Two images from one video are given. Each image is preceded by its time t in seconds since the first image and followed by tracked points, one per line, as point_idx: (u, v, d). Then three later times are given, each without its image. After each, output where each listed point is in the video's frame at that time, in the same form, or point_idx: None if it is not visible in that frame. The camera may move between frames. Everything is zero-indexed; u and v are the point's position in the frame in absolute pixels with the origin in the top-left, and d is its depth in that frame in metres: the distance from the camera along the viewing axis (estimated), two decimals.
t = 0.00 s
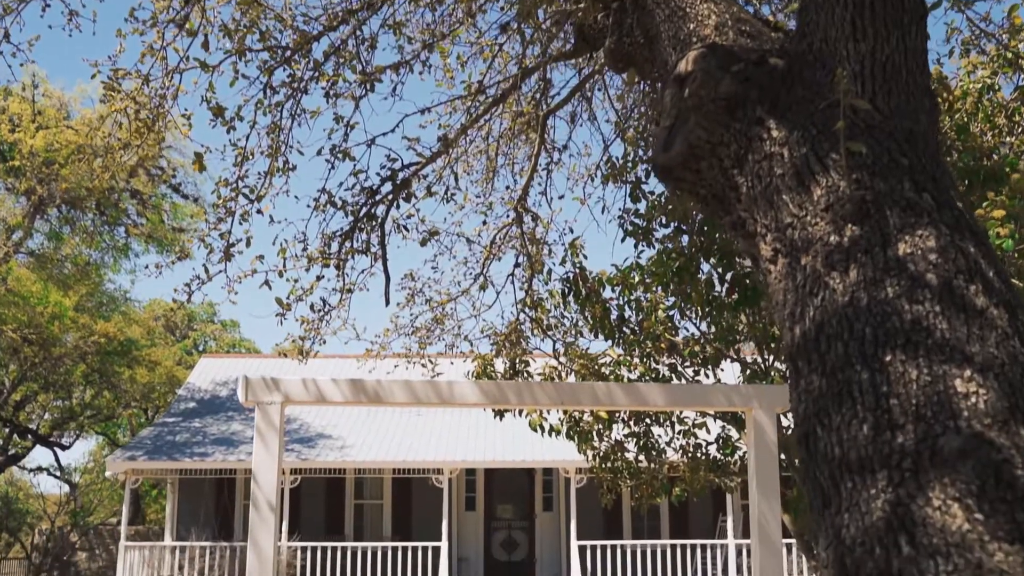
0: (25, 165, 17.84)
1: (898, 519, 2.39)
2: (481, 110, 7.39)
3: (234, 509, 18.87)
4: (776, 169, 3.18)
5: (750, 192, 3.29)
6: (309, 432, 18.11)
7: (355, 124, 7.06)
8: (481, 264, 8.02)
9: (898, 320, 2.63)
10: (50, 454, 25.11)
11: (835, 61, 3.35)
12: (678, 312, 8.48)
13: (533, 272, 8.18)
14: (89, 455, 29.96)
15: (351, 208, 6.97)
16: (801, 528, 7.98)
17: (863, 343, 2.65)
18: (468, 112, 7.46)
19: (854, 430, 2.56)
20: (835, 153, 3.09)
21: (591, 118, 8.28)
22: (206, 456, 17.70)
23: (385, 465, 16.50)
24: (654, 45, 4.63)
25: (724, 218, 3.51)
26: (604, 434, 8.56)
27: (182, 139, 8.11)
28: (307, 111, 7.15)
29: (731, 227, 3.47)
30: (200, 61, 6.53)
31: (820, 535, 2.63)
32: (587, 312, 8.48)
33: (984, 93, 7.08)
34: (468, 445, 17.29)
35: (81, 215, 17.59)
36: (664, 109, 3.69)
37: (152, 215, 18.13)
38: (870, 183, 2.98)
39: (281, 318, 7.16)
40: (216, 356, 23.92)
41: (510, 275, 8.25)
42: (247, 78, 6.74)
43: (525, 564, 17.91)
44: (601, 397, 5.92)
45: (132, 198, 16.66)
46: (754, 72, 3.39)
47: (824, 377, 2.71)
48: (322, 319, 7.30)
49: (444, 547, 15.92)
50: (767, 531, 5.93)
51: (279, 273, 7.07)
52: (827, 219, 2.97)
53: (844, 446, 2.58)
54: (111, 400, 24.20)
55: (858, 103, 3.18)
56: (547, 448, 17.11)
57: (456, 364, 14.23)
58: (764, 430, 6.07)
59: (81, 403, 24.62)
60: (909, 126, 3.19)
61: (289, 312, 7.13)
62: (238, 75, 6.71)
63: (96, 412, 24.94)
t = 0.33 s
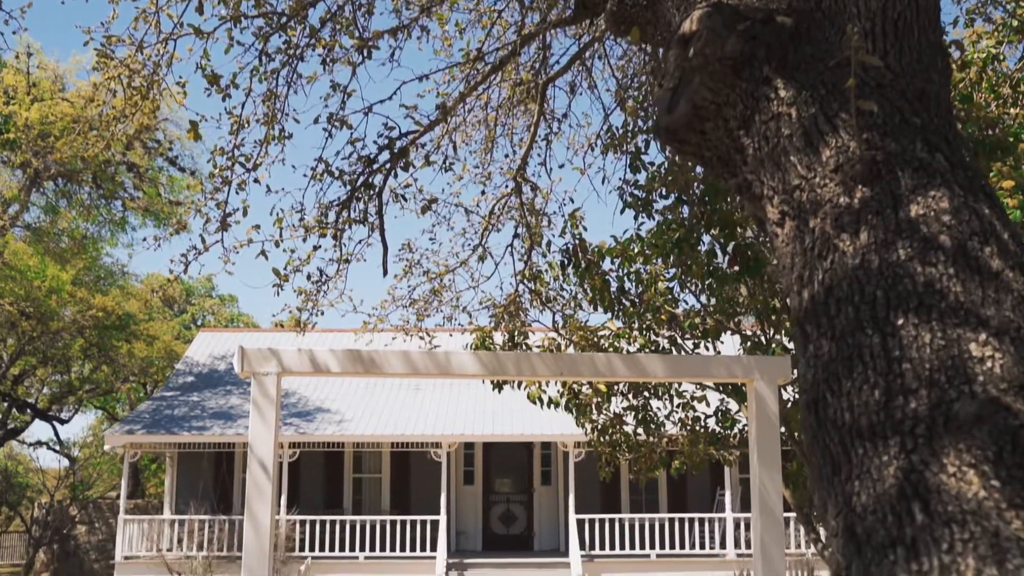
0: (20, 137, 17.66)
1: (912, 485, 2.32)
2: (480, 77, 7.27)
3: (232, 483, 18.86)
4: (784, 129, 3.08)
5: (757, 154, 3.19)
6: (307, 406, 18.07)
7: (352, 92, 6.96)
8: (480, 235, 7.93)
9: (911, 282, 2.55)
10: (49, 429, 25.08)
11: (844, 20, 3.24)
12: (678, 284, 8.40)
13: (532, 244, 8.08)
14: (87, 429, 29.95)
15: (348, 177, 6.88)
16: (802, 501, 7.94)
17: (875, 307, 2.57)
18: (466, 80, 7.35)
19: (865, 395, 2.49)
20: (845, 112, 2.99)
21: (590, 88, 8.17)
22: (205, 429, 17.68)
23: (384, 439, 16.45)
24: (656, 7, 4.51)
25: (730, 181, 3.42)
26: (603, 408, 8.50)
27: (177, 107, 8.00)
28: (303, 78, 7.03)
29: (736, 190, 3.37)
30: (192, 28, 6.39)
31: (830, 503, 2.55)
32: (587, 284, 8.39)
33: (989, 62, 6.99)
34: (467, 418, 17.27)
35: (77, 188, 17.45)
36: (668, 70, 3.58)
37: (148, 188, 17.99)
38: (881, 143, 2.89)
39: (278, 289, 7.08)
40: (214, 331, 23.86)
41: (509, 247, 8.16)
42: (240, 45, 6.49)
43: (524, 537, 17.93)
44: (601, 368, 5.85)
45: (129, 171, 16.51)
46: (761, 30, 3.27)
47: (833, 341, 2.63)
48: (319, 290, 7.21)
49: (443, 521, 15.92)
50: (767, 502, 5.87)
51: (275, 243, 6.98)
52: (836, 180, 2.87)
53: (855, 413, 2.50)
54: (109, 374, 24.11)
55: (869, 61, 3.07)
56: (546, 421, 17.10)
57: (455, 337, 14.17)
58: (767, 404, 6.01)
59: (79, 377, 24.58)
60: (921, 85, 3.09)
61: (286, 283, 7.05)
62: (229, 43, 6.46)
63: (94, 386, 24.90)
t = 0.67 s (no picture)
0: (15, 110, 17.44)
1: (926, 451, 2.25)
2: (479, 45, 7.15)
3: (231, 458, 18.85)
4: (792, 90, 2.97)
5: (764, 115, 3.09)
6: (306, 381, 18.02)
7: (349, 62, 6.89)
8: (479, 206, 7.84)
9: (924, 245, 2.46)
10: (47, 404, 25.03)
11: None
12: (678, 257, 8.31)
13: (531, 218, 7.99)
14: (86, 404, 29.94)
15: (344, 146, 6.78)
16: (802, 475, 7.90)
17: (887, 269, 2.48)
18: (466, 48, 7.23)
19: (877, 359, 2.41)
20: (856, 71, 2.88)
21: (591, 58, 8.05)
22: (203, 404, 17.64)
23: (382, 415, 16.41)
24: None
25: (736, 144, 3.32)
26: (602, 382, 8.43)
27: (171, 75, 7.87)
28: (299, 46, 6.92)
29: (742, 152, 3.28)
30: None
31: (840, 470, 2.49)
32: (587, 257, 8.31)
33: (995, 33, 6.92)
34: (466, 393, 17.24)
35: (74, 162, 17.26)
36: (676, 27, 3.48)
37: (145, 162, 17.82)
38: (894, 103, 2.79)
39: (276, 260, 7.00)
40: (211, 306, 23.78)
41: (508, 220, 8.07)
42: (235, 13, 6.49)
43: (522, 512, 17.94)
44: (601, 339, 5.78)
45: (126, 144, 16.33)
46: None
47: (844, 305, 2.54)
48: (316, 262, 7.13)
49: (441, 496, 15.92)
50: (768, 475, 5.80)
51: (271, 213, 6.89)
52: (846, 141, 2.78)
53: (866, 377, 2.43)
54: (107, 350, 24.06)
55: (881, 19, 2.95)
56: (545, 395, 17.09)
57: (455, 311, 14.11)
58: (769, 374, 5.94)
59: (77, 352, 24.51)
60: (935, 43, 2.97)
61: (284, 254, 6.96)
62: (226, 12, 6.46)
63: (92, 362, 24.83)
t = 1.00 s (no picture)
0: (10, 85, 17.26)
1: (943, 417, 2.20)
2: (478, 13, 7.03)
3: (229, 434, 18.82)
4: (802, 49, 2.87)
5: (773, 76, 3.00)
6: (304, 358, 17.96)
7: (346, 31, 6.78)
8: (478, 179, 7.74)
9: (940, 206, 2.38)
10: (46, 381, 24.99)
11: None
12: (678, 232, 8.20)
13: (530, 192, 7.90)
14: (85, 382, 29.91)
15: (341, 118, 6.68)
16: (801, 452, 7.86)
17: (901, 231, 2.40)
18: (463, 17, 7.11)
19: (891, 324, 2.33)
20: (868, 29, 2.77)
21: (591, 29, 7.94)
22: (202, 381, 17.60)
23: (380, 392, 16.35)
24: None
25: (743, 106, 3.23)
26: (601, 358, 8.34)
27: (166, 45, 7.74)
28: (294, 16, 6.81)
29: (749, 114, 3.19)
30: None
31: (853, 437, 2.42)
32: (586, 232, 8.22)
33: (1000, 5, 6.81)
34: (464, 371, 17.19)
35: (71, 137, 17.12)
36: None
37: (142, 138, 17.66)
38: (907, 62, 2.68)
39: (272, 232, 6.90)
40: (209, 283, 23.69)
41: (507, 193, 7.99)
42: None
43: (521, 489, 17.94)
44: (602, 312, 5.70)
45: (122, 120, 16.18)
46: None
47: (856, 268, 2.46)
48: (314, 234, 7.04)
49: (440, 473, 15.90)
50: (769, 450, 5.73)
51: (268, 185, 6.78)
52: (857, 101, 2.68)
53: (880, 341, 2.35)
54: (106, 328, 24.00)
55: None
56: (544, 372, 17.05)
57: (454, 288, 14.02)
58: (772, 349, 5.87)
59: (75, 330, 24.42)
60: None
61: (280, 226, 6.87)
62: None
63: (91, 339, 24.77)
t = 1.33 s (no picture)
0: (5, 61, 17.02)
1: (964, 383, 2.13)
2: None
3: (227, 413, 18.77)
4: (813, 7, 2.76)
5: (783, 35, 2.90)
6: (303, 337, 17.88)
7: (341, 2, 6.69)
8: (477, 153, 7.63)
9: (959, 166, 2.29)
10: (44, 360, 24.90)
11: None
12: (679, 208, 8.09)
13: (530, 167, 7.80)
14: (84, 362, 29.86)
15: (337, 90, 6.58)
16: (802, 429, 7.80)
17: (918, 192, 2.32)
18: None
19: (908, 288, 2.26)
20: None
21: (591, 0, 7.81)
22: (200, 360, 17.53)
23: (379, 370, 16.27)
24: None
25: (751, 68, 3.15)
26: (600, 335, 8.24)
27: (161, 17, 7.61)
28: None
29: (758, 76, 3.10)
30: None
31: (867, 406, 2.36)
32: (587, 208, 8.12)
33: None
34: (463, 350, 17.12)
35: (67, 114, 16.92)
36: None
37: (139, 116, 17.46)
38: (923, 19, 2.56)
39: (268, 206, 6.80)
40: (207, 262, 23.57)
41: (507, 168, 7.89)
42: None
43: (520, 469, 17.92)
44: (603, 286, 5.62)
45: (118, 97, 15.98)
46: None
47: (871, 232, 2.38)
48: (311, 208, 6.94)
49: (439, 452, 15.86)
50: (773, 426, 5.65)
51: (264, 158, 6.68)
52: (872, 60, 2.58)
53: (896, 307, 2.28)
54: (104, 307, 23.91)
55: None
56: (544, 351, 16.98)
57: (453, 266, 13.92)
58: (776, 325, 5.78)
59: (74, 309, 24.30)
60: None
61: (276, 200, 6.76)
62: None
63: (88, 319, 24.66)
